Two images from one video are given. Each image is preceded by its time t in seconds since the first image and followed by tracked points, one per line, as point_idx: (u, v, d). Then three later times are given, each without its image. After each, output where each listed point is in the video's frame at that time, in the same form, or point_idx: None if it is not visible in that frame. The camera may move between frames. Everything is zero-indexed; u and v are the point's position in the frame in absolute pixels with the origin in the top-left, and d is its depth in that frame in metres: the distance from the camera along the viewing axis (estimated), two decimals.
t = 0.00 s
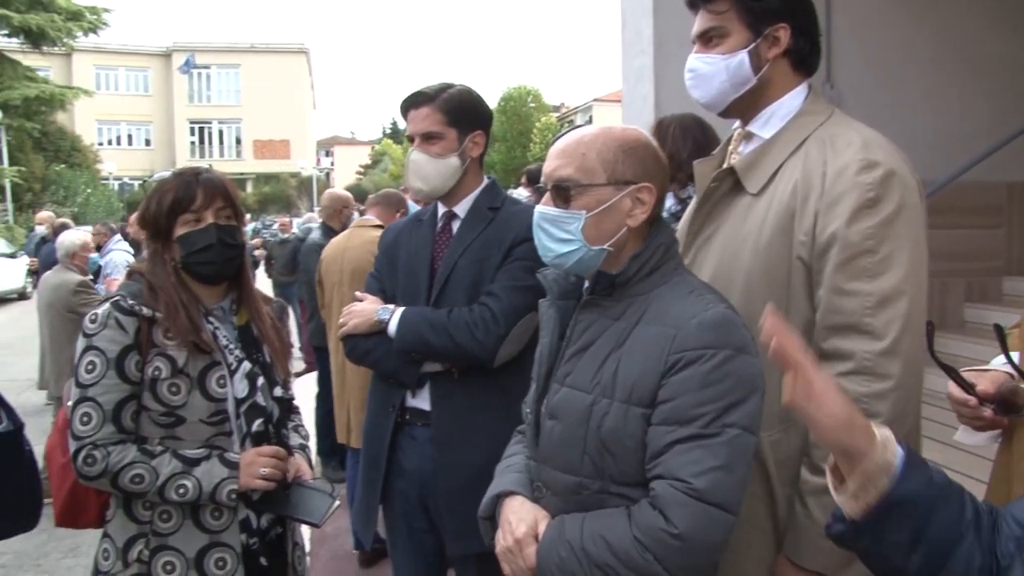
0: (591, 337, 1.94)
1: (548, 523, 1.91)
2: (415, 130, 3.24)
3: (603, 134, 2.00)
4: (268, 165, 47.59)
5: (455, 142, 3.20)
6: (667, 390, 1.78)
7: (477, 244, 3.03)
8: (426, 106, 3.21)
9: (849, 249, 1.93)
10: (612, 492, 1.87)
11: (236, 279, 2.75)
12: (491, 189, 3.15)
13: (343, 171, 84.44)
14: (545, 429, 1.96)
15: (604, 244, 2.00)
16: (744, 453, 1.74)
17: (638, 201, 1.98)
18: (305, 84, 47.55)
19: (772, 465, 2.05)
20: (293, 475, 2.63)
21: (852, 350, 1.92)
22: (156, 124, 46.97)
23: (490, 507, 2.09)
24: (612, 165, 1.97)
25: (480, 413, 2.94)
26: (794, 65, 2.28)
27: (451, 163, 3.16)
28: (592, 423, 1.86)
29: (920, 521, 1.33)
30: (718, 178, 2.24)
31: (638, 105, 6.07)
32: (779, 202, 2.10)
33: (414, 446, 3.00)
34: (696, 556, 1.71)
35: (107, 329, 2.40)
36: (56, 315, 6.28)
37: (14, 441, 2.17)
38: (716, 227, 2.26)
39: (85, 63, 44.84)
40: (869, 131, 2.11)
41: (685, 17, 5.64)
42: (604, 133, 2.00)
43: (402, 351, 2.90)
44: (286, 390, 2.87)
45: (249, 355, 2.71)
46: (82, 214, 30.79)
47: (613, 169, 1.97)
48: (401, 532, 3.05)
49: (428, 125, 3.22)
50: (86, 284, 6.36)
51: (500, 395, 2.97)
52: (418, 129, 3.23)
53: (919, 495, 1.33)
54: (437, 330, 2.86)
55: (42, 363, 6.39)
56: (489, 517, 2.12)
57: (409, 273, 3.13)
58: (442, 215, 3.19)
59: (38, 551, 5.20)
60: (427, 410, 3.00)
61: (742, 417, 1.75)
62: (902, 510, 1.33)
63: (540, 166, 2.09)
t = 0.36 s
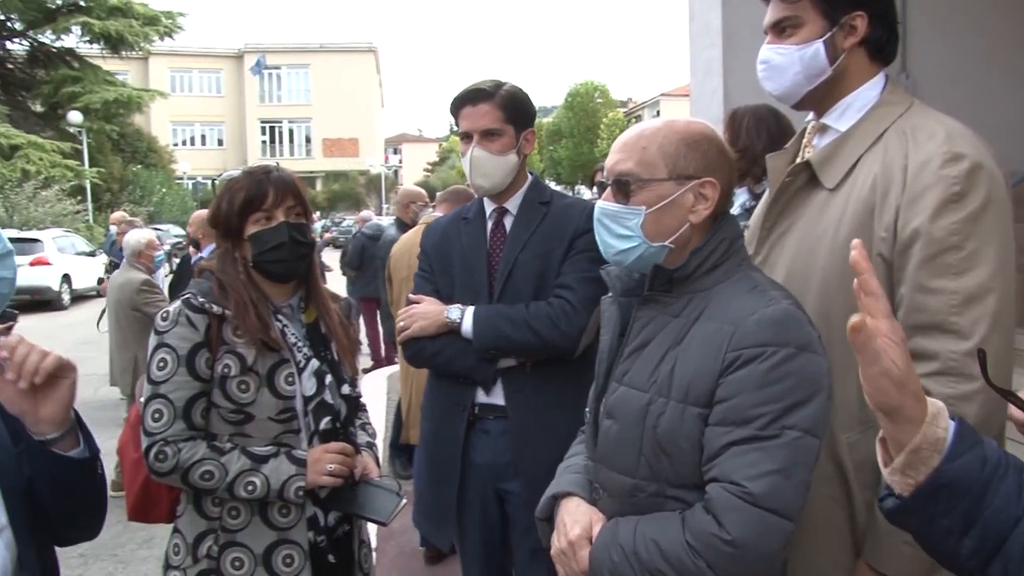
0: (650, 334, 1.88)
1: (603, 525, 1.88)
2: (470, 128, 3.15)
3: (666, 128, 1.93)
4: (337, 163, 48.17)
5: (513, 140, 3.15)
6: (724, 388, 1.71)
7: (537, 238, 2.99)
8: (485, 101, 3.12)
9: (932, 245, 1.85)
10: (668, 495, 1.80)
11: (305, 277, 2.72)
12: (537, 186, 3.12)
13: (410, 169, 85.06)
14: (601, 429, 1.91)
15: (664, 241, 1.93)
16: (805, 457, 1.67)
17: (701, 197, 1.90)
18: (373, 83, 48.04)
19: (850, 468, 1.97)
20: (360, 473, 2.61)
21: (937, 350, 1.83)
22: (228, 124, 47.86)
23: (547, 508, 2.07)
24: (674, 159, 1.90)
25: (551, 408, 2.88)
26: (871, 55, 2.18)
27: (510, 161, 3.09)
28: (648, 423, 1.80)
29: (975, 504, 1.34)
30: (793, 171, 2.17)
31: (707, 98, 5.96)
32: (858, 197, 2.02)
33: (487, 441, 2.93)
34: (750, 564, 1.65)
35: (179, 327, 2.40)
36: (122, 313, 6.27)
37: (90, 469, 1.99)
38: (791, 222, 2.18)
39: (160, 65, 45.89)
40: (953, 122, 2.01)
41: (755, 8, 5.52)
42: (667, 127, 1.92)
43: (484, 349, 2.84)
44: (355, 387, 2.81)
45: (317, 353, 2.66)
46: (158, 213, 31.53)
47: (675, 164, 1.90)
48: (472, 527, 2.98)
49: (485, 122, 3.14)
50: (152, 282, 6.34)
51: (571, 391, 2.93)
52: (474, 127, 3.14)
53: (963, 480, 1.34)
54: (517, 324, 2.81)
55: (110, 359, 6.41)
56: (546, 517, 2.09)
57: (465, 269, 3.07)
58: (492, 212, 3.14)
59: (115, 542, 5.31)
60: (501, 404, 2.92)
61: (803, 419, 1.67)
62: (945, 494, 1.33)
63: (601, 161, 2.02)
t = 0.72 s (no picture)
0: (681, 330, 1.81)
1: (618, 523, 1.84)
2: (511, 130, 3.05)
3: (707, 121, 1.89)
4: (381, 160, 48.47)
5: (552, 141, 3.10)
6: (743, 392, 1.64)
7: (576, 239, 2.95)
8: (526, 104, 3.05)
9: (983, 239, 1.79)
10: (685, 498, 1.74)
11: (345, 273, 2.61)
12: (569, 185, 3.06)
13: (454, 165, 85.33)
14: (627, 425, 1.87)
15: (702, 237, 1.90)
16: (825, 469, 1.57)
17: (741, 193, 1.85)
18: (416, 80, 48.27)
19: (897, 468, 1.93)
20: (400, 467, 2.45)
21: (987, 348, 1.77)
22: (274, 122, 48.36)
23: (573, 501, 2.04)
24: (714, 154, 1.85)
25: (598, 407, 2.84)
26: (923, 42, 2.12)
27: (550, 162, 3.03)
28: (668, 423, 1.74)
29: None
30: (838, 164, 2.13)
31: (752, 91, 5.88)
32: (904, 190, 1.97)
33: (533, 438, 2.87)
34: None
35: (220, 323, 2.31)
36: (164, 310, 6.33)
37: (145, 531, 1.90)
38: (836, 217, 2.13)
39: (207, 65, 46.51)
40: (1007, 111, 1.94)
41: None
42: (708, 120, 1.88)
43: (534, 352, 2.77)
44: (395, 383, 2.67)
45: (357, 350, 2.54)
46: (206, 210, 32.00)
47: (714, 159, 1.85)
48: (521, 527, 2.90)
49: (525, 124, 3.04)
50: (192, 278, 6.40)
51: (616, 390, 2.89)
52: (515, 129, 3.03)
53: None
54: (566, 325, 2.76)
55: (156, 356, 6.47)
56: (572, 511, 2.07)
57: (504, 273, 3.00)
58: (526, 214, 3.07)
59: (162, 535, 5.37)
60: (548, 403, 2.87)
61: (825, 430, 1.58)
62: None
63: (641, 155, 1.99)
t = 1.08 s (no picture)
0: (716, 325, 1.79)
1: (643, 518, 1.82)
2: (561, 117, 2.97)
3: (748, 111, 1.85)
4: (425, 154, 48.64)
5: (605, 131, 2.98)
6: (771, 390, 1.60)
7: (626, 228, 2.90)
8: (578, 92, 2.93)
9: None
10: (711, 498, 1.71)
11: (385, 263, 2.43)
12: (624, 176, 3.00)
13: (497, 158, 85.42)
14: (659, 420, 1.85)
15: (740, 231, 1.86)
16: (853, 472, 1.52)
17: (781, 185, 1.81)
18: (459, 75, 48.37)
19: (938, 467, 1.87)
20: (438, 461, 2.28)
21: None
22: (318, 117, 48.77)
23: (604, 495, 2.02)
24: (753, 144, 1.81)
25: (635, 401, 2.79)
26: (972, 28, 2.07)
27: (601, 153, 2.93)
28: (696, 420, 1.72)
29: None
30: (883, 154, 2.08)
31: (796, 80, 5.78)
32: (951, 177, 1.92)
33: (570, 433, 2.85)
34: None
35: (259, 316, 2.15)
36: (211, 302, 6.38)
37: None
38: (881, 207, 2.09)
39: (253, 61, 47.02)
40: None
41: None
42: (748, 110, 1.85)
43: (564, 341, 2.74)
44: (434, 377, 2.48)
45: (396, 343, 2.35)
46: (251, 205, 32.39)
47: (753, 150, 1.81)
48: (560, 525, 2.89)
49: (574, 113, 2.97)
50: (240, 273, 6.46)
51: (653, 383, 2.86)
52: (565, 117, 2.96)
53: None
54: (600, 316, 2.71)
55: (202, 348, 6.56)
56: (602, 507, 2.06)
57: (550, 261, 2.98)
58: (580, 201, 3.03)
59: (207, 524, 5.45)
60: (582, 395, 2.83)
61: (854, 433, 1.53)
62: None
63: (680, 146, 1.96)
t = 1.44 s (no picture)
0: (751, 322, 1.76)
1: (693, 523, 1.79)
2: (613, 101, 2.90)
3: (768, 99, 1.83)
4: (463, 151, 48.68)
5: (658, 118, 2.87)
6: (816, 388, 1.57)
7: (672, 220, 2.77)
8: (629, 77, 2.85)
9: None
10: (761, 499, 1.68)
11: (422, 259, 2.41)
12: (678, 168, 2.87)
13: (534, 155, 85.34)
14: (699, 423, 1.83)
15: (773, 223, 1.83)
16: (906, 468, 1.49)
17: (810, 171, 1.79)
18: (496, 71, 48.36)
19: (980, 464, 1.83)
20: (475, 458, 2.25)
21: None
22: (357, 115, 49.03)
23: (647, 500, 1.99)
24: (778, 132, 1.79)
25: (667, 400, 2.67)
26: (1020, 12, 2.01)
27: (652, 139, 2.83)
28: (739, 422, 1.69)
29: None
30: (925, 144, 2.04)
31: (837, 74, 5.70)
32: (993, 167, 1.87)
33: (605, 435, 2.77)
34: None
35: (297, 312, 2.14)
36: (252, 298, 6.44)
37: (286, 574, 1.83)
38: (923, 199, 2.05)
39: (292, 60, 47.41)
40: None
41: None
42: (769, 97, 1.82)
43: (593, 330, 2.65)
44: (470, 374, 2.47)
45: (433, 339, 2.34)
46: (291, 203, 32.64)
47: (779, 137, 1.79)
48: (594, 524, 2.85)
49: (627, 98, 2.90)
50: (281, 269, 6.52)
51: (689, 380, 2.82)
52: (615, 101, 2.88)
53: None
54: (630, 308, 2.60)
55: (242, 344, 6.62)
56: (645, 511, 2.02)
57: (597, 252, 2.90)
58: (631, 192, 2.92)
59: (246, 518, 5.50)
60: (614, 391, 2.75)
61: (904, 427, 1.49)
62: None
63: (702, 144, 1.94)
